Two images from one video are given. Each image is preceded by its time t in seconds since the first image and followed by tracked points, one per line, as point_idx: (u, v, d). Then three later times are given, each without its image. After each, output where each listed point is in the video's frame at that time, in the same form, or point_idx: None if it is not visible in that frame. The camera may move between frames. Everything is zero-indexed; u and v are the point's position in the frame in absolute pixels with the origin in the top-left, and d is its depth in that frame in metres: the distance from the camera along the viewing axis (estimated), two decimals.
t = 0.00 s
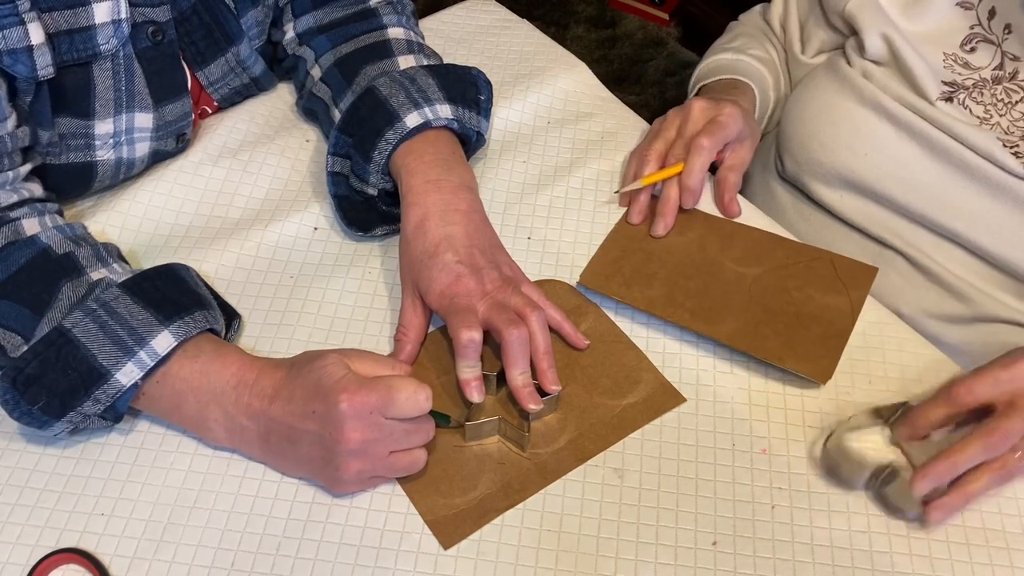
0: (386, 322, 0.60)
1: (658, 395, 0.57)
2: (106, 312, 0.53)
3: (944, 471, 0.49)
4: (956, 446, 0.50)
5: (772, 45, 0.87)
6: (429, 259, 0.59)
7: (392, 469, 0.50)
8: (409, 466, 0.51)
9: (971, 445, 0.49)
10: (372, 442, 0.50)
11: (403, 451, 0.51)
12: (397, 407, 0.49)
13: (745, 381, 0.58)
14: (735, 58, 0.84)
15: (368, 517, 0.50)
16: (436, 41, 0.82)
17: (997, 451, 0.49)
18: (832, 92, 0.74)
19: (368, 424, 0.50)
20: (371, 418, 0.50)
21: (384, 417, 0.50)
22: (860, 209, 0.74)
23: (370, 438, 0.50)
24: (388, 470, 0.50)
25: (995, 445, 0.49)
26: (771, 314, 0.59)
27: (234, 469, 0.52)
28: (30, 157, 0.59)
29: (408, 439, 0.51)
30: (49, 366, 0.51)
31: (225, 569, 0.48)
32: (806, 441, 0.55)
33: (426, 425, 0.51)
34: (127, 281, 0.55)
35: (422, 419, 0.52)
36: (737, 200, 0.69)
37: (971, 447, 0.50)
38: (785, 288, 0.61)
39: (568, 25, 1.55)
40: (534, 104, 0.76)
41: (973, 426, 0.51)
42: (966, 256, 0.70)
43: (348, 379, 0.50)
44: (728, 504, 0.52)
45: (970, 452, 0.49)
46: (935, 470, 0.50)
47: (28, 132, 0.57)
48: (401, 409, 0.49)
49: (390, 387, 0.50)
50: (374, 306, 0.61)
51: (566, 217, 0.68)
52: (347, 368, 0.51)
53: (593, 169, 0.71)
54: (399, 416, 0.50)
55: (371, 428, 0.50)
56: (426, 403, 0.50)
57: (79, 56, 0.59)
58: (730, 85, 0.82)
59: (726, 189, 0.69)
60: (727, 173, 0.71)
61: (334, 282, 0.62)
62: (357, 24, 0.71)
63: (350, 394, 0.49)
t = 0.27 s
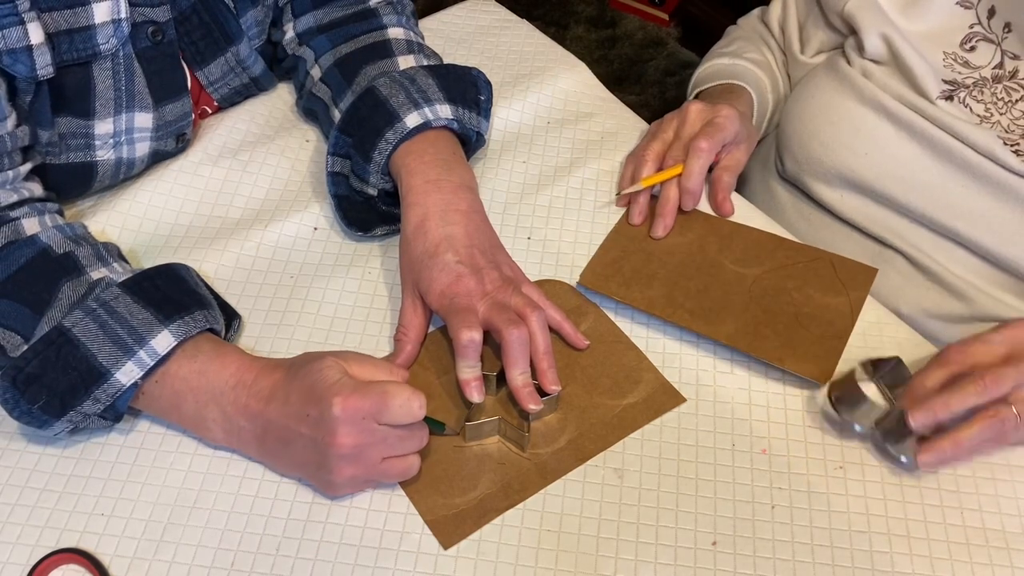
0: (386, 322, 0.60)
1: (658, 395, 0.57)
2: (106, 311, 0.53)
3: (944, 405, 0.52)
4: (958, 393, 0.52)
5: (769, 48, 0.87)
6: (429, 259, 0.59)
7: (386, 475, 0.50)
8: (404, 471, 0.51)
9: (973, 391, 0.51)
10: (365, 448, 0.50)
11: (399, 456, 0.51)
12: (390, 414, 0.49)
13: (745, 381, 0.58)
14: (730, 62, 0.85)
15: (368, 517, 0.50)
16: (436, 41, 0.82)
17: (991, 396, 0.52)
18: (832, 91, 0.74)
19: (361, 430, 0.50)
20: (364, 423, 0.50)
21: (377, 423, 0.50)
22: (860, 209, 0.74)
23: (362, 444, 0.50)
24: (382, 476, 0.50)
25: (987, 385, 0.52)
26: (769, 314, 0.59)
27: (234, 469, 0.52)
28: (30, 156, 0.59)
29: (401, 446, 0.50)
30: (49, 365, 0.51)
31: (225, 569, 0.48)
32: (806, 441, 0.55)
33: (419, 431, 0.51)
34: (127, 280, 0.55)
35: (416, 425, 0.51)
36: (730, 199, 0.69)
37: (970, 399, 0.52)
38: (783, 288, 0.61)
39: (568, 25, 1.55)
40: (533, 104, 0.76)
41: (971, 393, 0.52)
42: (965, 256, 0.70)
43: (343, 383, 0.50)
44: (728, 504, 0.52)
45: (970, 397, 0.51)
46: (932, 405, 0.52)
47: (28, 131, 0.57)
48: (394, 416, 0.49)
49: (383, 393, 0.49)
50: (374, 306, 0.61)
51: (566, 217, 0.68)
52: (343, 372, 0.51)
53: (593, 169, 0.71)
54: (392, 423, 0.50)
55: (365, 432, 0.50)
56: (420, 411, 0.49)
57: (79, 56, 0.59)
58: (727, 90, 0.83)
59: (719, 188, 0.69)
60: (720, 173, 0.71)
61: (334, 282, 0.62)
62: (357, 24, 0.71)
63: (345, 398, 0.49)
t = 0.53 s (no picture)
0: (386, 322, 0.60)
1: (658, 395, 0.57)
2: (106, 311, 0.53)
3: (965, 355, 0.52)
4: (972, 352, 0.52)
5: (769, 49, 0.87)
6: (429, 259, 0.59)
7: (379, 482, 0.50)
8: (398, 477, 0.50)
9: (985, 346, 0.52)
10: (359, 453, 0.50)
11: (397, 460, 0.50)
12: (384, 419, 0.49)
13: (745, 381, 0.58)
14: (729, 63, 0.85)
15: (368, 517, 0.50)
16: (436, 41, 0.82)
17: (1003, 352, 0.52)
18: (832, 91, 0.74)
19: (354, 435, 0.50)
20: (358, 428, 0.50)
21: (371, 428, 0.50)
22: (860, 210, 0.74)
23: (355, 449, 0.50)
24: (375, 482, 0.50)
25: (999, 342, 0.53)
26: (769, 314, 0.59)
27: (234, 469, 0.52)
28: (31, 156, 0.59)
29: (395, 452, 0.50)
30: (49, 365, 0.51)
31: (225, 569, 0.48)
32: (806, 441, 0.55)
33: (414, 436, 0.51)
34: (127, 280, 0.55)
35: (411, 431, 0.51)
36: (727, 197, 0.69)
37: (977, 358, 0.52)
38: (783, 289, 0.61)
39: (568, 25, 1.55)
40: (533, 104, 0.76)
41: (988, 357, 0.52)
42: (965, 256, 0.70)
43: (338, 387, 0.50)
44: (728, 504, 0.52)
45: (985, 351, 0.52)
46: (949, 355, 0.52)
47: (28, 130, 0.57)
48: (388, 422, 0.49)
49: (379, 399, 0.49)
50: (374, 306, 0.61)
51: (566, 217, 0.68)
52: (340, 375, 0.51)
53: (593, 169, 0.71)
54: (385, 428, 0.49)
55: (360, 437, 0.50)
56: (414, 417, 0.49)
57: (79, 55, 0.59)
58: (726, 91, 0.83)
59: (715, 186, 0.69)
60: (718, 173, 0.71)
61: (334, 282, 0.62)
62: (356, 24, 0.71)
63: (341, 402, 0.49)
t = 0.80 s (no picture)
0: (386, 322, 0.60)
1: (658, 395, 0.57)
2: (106, 310, 0.53)
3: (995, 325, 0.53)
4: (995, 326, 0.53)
5: (768, 50, 0.87)
6: (430, 259, 0.59)
7: (377, 484, 0.50)
8: (396, 480, 0.50)
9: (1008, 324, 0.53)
10: (356, 456, 0.50)
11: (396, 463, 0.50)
12: (381, 422, 0.49)
13: (745, 381, 0.58)
14: (729, 66, 0.84)
15: (368, 517, 0.50)
16: (436, 41, 0.82)
17: None
18: (832, 91, 0.74)
19: (352, 437, 0.50)
20: (356, 431, 0.50)
21: (369, 431, 0.50)
22: (860, 210, 0.74)
23: (353, 451, 0.49)
24: (373, 484, 0.50)
25: None
26: (768, 315, 0.59)
27: (234, 469, 0.52)
28: (30, 156, 0.59)
29: (392, 455, 0.50)
30: (49, 365, 0.51)
31: (225, 569, 0.48)
32: (806, 441, 0.55)
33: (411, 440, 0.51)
34: (127, 279, 0.55)
35: (409, 434, 0.51)
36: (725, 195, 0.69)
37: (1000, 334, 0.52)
38: (783, 289, 0.61)
39: (568, 25, 1.55)
40: (533, 104, 0.76)
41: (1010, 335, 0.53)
42: (965, 256, 0.70)
43: (337, 388, 0.50)
44: (728, 504, 0.52)
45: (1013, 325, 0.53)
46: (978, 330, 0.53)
47: (28, 130, 0.57)
48: (386, 424, 0.49)
49: (377, 402, 0.49)
50: (374, 306, 0.61)
51: (565, 217, 0.68)
52: (337, 377, 0.51)
53: (593, 169, 0.71)
54: (383, 431, 0.49)
55: (357, 439, 0.50)
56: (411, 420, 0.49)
57: (78, 55, 0.59)
58: (727, 92, 0.83)
59: (714, 184, 0.69)
60: (718, 172, 0.71)
61: (333, 282, 0.62)
62: (357, 24, 0.71)
63: (338, 404, 0.49)
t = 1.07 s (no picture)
0: (386, 322, 0.60)
1: (658, 395, 0.57)
2: (102, 314, 0.53)
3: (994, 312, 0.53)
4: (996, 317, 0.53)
5: (767, 50, 0.87)
6: (430, 259, 0.59)
7: (392, 461, 0.51)
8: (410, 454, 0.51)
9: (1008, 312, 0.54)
10: (366, 438, 0.50)
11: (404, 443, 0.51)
12: (383, 404, 0.49)
13: (745, 381, 0.58)
14: (728, 65, 0.85)
15: (368, 517, 0.50)
16: (436, 41, 0.82)
17: None
18: (832, 91, 0.74)
19: (358, 421, 0.50)
20: (359, 414, 0.50)
21: (372, 413, 0.50)
22: (860, 210, 0.74)
23: (362, 434, 0.50)
24: (388, 462, 0.51)
25: None
26: (768, 315, 0.59)
27: (234, 469, 0.52)
28: (26, 158, 0.59)
29: (402, 431, 0.51)
30: (46, 369, 0.51)
31: (225, 569, 0.48)
32: (806, 441, 0.55)
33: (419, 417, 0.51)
34: (123, 283, 0.55)
35: (413, 411, 0.51)
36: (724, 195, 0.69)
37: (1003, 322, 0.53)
38: (783, 289, 0.61)
39: (568, 25, 1.55)
40: (533, 104, 0.76)
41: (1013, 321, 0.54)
42: (965, 256, 0.70)
43: (331, 378, 0.50)
44: (728, 504, 0.52)
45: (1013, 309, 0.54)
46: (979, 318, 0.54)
47: (23, 134, 0.57)
48: (386, 404, 0.49)
49: (372, 385, 0.49)
50: (374, 306, 0.61)
51: (566, 217, 0.68)
52: (331, 366, 0.51)
53: (593, 169, 0.71)
54: (386, 411, 0.49)
55: (361, 424, 0.50)
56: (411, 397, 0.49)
57: (75, 56, 0.59)
58: (726, 92, 0.83)
59: (713, 184, 0.69)
60: (716, 172, 0.71)
61: (333, 282, 0.62)
62: (357, 24, 0.71)
63: (337, 395, 0.49)
